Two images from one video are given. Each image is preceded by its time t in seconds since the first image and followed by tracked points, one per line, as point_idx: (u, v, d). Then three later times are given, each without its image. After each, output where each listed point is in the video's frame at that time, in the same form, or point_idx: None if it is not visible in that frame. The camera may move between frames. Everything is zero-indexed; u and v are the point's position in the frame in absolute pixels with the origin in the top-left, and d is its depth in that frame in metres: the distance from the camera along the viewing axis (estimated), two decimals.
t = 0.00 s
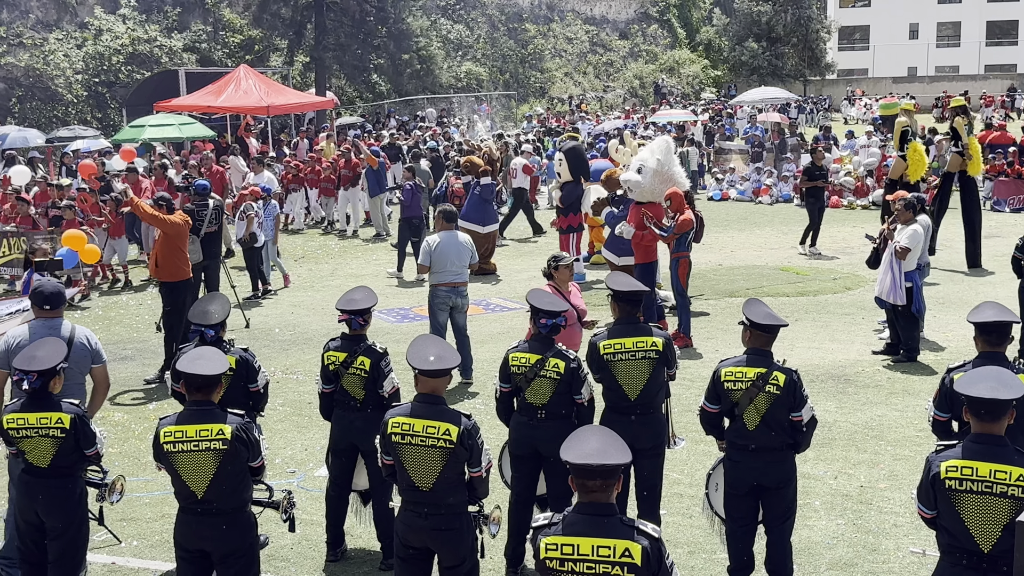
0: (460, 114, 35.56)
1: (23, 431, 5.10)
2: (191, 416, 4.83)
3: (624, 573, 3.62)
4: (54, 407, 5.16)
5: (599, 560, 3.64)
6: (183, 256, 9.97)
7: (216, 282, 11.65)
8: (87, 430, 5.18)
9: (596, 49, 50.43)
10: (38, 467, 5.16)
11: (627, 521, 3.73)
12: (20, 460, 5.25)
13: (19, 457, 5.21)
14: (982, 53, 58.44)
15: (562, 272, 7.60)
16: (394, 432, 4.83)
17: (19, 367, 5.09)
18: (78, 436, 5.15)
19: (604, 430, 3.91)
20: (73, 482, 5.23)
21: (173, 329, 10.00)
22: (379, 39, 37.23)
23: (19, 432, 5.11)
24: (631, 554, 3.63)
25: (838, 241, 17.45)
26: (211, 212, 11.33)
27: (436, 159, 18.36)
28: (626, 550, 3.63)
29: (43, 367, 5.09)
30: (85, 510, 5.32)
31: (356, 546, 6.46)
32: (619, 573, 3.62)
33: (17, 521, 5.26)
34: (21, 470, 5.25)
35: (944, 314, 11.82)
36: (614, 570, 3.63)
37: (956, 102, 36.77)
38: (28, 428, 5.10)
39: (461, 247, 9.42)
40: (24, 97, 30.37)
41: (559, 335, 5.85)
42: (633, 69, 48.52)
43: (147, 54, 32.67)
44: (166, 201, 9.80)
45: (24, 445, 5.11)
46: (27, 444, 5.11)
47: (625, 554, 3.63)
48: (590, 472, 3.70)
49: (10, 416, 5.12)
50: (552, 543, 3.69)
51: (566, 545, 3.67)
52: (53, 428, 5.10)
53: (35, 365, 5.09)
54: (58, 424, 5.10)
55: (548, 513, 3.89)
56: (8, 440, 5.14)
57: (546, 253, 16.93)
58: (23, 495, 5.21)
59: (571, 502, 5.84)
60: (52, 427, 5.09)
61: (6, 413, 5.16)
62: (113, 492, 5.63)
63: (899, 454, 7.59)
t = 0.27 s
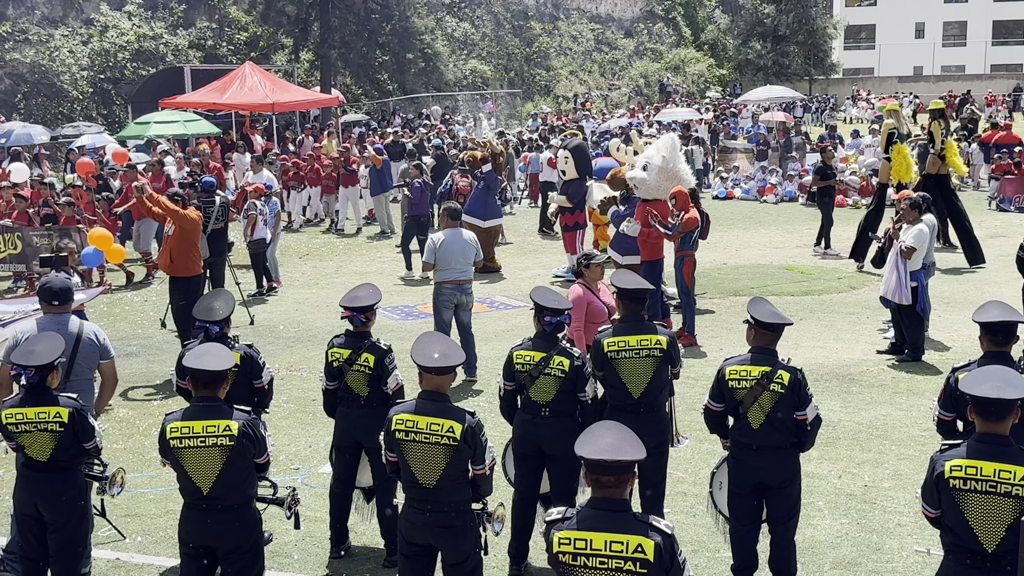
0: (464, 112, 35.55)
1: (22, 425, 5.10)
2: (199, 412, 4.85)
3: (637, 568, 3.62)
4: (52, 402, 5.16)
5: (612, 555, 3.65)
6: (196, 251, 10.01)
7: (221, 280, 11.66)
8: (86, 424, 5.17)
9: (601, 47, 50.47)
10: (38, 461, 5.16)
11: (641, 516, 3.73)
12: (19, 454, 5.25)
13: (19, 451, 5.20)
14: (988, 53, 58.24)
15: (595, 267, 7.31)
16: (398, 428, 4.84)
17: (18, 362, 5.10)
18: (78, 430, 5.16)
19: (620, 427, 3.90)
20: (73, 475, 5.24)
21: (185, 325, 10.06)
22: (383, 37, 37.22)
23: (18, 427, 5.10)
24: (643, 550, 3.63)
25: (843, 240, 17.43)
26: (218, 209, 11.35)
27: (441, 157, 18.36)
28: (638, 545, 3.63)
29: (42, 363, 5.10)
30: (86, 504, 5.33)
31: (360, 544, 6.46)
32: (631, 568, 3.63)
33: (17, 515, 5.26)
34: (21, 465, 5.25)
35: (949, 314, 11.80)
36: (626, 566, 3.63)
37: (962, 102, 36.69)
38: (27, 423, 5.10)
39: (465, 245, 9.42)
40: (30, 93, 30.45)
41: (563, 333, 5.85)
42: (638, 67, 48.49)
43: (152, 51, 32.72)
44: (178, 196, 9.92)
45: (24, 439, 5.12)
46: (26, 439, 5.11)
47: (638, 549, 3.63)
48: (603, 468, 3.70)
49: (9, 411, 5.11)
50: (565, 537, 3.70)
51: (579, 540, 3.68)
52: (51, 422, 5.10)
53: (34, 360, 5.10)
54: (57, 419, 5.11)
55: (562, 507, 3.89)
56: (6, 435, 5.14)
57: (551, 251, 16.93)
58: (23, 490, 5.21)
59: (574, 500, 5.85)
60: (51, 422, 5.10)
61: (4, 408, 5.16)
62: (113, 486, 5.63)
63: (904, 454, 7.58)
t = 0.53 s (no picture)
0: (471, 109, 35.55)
1: (22, 419, 5.13)
2: (206, 407, 4.87)
3: (651, 564, 3.62)
4: (51, 395, 5.19)
5: (626, 551, 3.64)
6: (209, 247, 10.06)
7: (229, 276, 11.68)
8: (86, 416, 5.20)
9: (608, 44, 50.40)
10: (39, 454, 5.19)
11: (656, 513, 3.73)
12: (22, 448, 5.28)
13: (20, 445, 5.23)
14: (997, 51, 58.01)
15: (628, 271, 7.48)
16: (404, 424, 4.84)
17: (16, 355, 5.14)
18: (77, 422, 5.18)
19: (635, 423, 3.90)
20: (74, 468, 5.26)
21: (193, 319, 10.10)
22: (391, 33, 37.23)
23: (19, 420, 5.13)
24: (658, 546, 3.62)
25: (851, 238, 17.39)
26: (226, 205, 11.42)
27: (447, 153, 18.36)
28: (653, 541, 3.62)
29: (39, 356, 5.13)
30: (88, 497, 5.35)
31: (366, 539, 6.47)
32: (645, 564, 3.62)
33: (20, 509, 5.29)
34: (23, 459, 5.28)
35: (957, 313, 11.77)
36: (640, 561, 3.62)
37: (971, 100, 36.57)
38: (27, 416, 5.12)
39: (473, 241, 9.42)
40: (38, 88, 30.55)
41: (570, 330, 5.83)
42: (645, 64, 48.44)
43: (160, 46, 32.70)
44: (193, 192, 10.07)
45: (24, 433, 5.14)
46: (27, 432, 5.14)
47: (652, 545, 3.63)
48: (619, 463, 3.70)
49: (9, 405, 5.14)
50: (579, 532, 3.70)
51: (594, 535, 3.68)
52: (50, 415, 5.12)
53: (31, 353, 5.13)
54: (56, 411, 5.13)
55: (576, 502, 3.90)
56: (7, 429, 5.17)
57: (558, 248, 16.93)
58: (25, 483, 5.24)
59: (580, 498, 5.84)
60: (50, 414, 5.13)
61: (5, 402, 5.19)
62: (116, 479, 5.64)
63: (910, 452, 7.56)
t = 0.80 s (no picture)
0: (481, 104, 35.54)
1: (25, 412, 5.15)
2: (216, 401, 4.88)
3: (668, 560, 3.62)
4: (54, 387, 5.22)
5: (643, 546, 3.64)
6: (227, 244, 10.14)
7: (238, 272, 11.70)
8: (89, 407, 5.23)
9: (619, 40, 50.35)
10: (44, 447, 5.21)
11: (673, 508, 3.73)
12: (26, 442, 5.30)
13: (25, 439, 5.25)
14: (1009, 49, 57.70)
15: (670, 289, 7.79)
16: (413, 420, 4.85)
17: (18, 348, 5.17)
18: (79, 414, 5.21)
19: (652, 420, 3.90)
20: (78, 461, 5.28)
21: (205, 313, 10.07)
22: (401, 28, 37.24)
23: (22, 414, 5.15)
24: (675, 542, 3.63)
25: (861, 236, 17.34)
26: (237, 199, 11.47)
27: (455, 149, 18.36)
28: (670, 537, 3.63)
29: (41, 348, 5.16)
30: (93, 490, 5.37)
31: (374, 534, 6.49)
32: (662, 560, 3.63)
33: (26, 503, 5.31)
34: (28, 453, 5.30)
35: (967, 311, 11.72)
36: (657, 557, 3.63)
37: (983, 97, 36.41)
38: (30, 409, 5.15)
39: (482, 237, 9.43)
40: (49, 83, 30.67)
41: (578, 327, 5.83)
42: (655, 60, 48.37)
43: (171, 41, 32.75)
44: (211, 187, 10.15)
45: (28, 426, 5.16)
46: (31, 425, 5.16)
47: (670, 541, 3.63)
48: (637, 459, 3.71)
49: (13, 398, 5.17)
50: (596, 527, 3.70)
51: (610, 530, 3.68)
52: (53, 407, 5.15)
53: (34, 346, 5.16)
54: (58, 403, 5.16)
55: (593, 498, 3.89)
56: (11, 423, 5.19)
57: (567, 244, 16.92)
58: (30, 477, 5.25)
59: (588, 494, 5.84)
60: (53, 407, 5.15)
61: (8, 396, 5.22)
62: (120, 472, 5.67)
63: (920, 451, 7.54)
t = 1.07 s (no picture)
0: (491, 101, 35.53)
1: (32, 405, 5.18)
2: (228, 395, 4.90)
3: (690, 553, 3.63)
4: (58, 379, 5.24)
5: (665, 540, 3.65)
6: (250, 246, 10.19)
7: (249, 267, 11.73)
8: (94, 400, 5.26)
9: (630, 37, 50.34)
10: (50, 440, 5.23)
11: (695, 502, 3.73)
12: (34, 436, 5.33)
13: (32, 433, 5.28)
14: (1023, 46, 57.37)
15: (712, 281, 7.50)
16: (425, 416, 4.86)
17: (24, 341, 5.20)
18: (85, 407, 5.23)
19: (671, 415, 3.91)
20: (85, 454, 5.31)
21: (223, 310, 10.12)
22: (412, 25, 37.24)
23: (28, 407, 5.19)
24: (698, 535, 3.63)
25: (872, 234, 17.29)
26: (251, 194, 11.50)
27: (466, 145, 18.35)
28: (693, 531, 3.63)
29: (46, 341, 5.19)
30: (100, 484, 5.39)
31: (385, 529, 6.50)
32: (685, 553, 3.63)
33: (33, 496, 5.34)
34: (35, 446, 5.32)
35: (980, 309, 11.67)
36: (679, 551, 3.63)
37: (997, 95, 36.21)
38: (36, 402, 5.18)
39: (493, 233, 9.43)
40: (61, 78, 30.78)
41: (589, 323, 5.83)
42: (666, 56, 48.26)
43: (183, 36, 32.85)
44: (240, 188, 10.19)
45: (35, 419, 5.19)
46: (37, 418, 5.19)
47: (692, 534, 3.63)
48: (659, 453, 3.71)
49: (19, 391, 5.21)
50: (619, 521, 3.69)
51: (633, 524, 3.67)
52: (59, 399, 5.18)
53: (39, 339, 5.19)
54: (64, 395, 5.19)
55: (613, 492, 3.89)
56: (18, 416, 5.22)
57: (577, 241, 16.91)
58: (37, 470, 5.28)
59: (599, 491, 5.83)
60: (59, 399, 5.18)
61: (14, 389, 5.26)
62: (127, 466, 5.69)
63: (931, 449, 7.52)
